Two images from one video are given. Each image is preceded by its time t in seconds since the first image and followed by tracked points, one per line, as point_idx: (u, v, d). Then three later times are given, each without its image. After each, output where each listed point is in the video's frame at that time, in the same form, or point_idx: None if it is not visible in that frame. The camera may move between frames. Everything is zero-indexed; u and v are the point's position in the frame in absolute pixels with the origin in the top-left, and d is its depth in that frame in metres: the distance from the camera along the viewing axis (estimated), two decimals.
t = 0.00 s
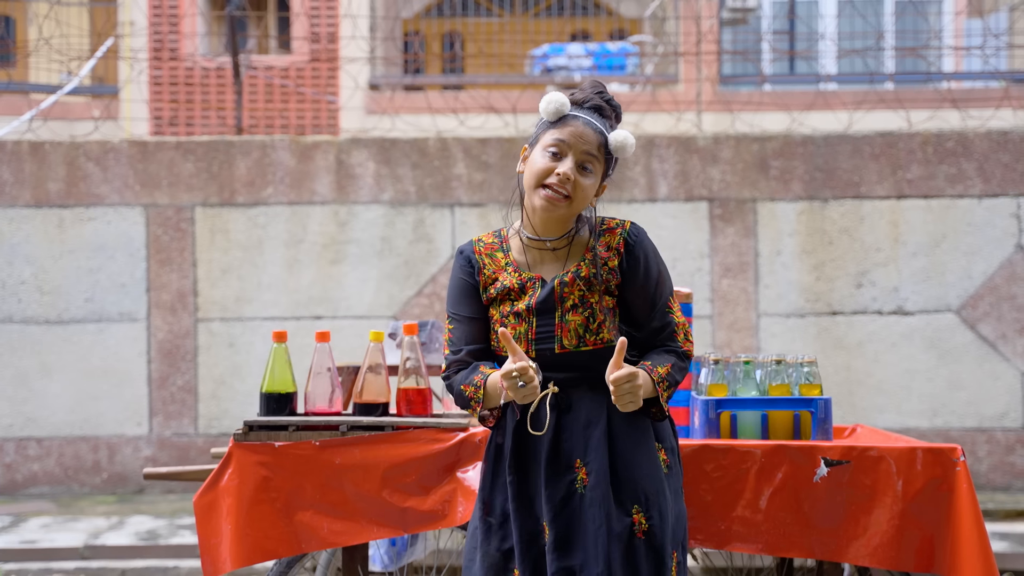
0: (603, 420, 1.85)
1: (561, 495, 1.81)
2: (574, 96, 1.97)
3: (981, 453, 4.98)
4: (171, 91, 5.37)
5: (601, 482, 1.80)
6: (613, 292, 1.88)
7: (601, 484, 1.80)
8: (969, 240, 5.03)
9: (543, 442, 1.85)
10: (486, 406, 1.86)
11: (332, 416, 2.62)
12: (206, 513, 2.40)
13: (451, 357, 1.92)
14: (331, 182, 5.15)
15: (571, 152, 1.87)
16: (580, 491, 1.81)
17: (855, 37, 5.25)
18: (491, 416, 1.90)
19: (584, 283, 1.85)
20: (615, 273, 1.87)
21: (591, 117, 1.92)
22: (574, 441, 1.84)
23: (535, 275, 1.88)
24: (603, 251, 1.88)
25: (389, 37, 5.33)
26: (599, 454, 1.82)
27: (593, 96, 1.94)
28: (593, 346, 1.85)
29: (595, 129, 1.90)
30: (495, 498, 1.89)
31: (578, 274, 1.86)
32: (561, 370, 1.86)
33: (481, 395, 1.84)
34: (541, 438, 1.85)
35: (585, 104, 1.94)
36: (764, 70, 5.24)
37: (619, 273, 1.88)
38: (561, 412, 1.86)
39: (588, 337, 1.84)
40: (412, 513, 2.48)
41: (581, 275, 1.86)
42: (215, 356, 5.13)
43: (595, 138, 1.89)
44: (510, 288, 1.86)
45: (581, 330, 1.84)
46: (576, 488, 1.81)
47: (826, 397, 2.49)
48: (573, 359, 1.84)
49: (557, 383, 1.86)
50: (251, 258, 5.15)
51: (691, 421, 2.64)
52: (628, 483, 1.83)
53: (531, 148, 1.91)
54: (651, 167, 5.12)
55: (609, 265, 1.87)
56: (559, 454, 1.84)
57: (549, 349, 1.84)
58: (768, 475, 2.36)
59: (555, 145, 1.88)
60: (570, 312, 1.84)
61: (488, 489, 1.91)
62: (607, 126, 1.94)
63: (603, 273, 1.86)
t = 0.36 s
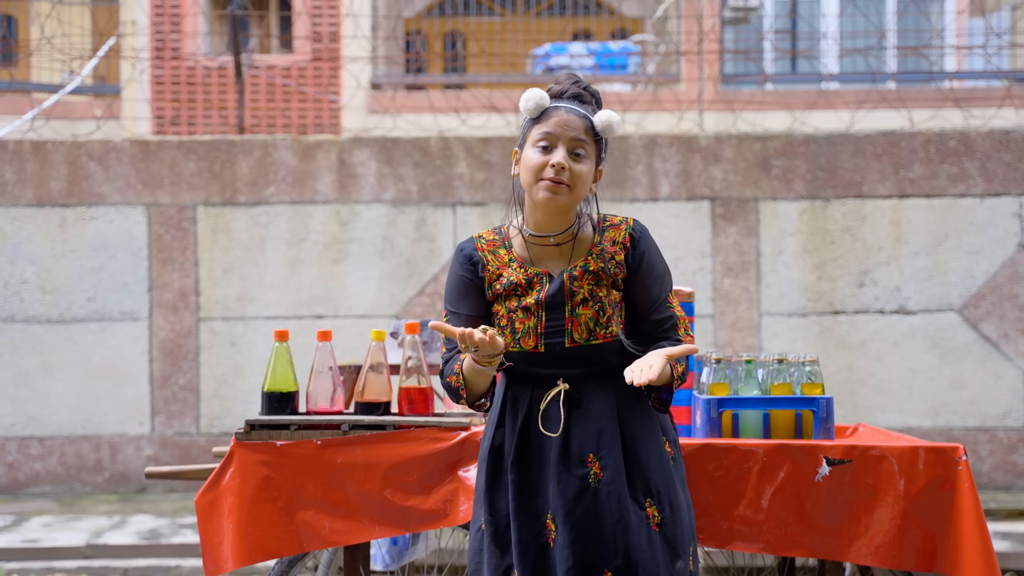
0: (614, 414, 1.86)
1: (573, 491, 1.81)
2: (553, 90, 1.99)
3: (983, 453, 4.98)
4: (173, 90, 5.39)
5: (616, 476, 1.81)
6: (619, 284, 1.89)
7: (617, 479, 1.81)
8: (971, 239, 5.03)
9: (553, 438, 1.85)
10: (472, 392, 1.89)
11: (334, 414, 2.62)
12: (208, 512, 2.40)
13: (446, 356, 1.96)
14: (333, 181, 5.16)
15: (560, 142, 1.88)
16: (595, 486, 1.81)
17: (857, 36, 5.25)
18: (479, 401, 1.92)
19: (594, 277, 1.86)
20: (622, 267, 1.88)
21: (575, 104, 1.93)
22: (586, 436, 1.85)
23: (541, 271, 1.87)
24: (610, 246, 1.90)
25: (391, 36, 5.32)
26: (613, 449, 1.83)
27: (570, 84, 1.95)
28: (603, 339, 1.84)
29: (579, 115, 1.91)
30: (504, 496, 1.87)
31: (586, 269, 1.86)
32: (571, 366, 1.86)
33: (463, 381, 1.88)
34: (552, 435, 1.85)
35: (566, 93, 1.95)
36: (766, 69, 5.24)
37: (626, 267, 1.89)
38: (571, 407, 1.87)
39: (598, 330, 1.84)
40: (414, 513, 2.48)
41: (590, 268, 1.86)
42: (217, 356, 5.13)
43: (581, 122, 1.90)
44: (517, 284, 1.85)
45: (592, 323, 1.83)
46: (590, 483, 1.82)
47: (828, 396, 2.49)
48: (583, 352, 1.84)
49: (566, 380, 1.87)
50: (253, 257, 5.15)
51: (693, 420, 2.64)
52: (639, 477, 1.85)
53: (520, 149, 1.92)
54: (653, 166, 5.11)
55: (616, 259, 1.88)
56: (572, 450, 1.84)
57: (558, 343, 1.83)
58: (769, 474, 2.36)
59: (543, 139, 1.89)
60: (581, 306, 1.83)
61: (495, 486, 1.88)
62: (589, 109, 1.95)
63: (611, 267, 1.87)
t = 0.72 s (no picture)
0: (618, 411, 1.86)
1: (579, 488, 1.81)
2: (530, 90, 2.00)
3: (984, 453, 4.97)
4: (174, 90, 5.39)
5: (621, 473, 1.82)
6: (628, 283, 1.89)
7: (622, 475, 1.82)
8: (972, 239, 5.03)
9: (557, 435, 1.84)
10: (479, 378, 1.85)
11: (334, 414, 2.62)
12: (208, 512, 2.40)
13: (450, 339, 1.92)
14: (334, 181, 5.16)
15: (551, 135, 1.89)
16: (600, 483, 1.82)
17: (857, 36, 5.25)
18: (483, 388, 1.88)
19: (605, 272, 1.86)
20: (633, 266, 1.88)
21: (554, 94, 1.94)
22: (590, 433, 1.85)
23: (553, 261, 1.89)
24: (622, 244, 1.90)
25: (391, 36, 5.33)
26: (617, 446, 1.83)
27: (543, 79, 1.97)
28: (608, 334, 1.85)
29: (559, 103, 1.92)
30: (504, 492, 1.86)
31: (598, 263, 1.87)
32: (575, 359, 1.86)
33: (470, 365, 1.83)
34: (555, 432, 1.85)
35: (542, 87, 1.96)
36: (766, 69, 5.24)
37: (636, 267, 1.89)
38: (574, 403, 1.86)
39: (605, 324, 1.85)
40: (415, 512, 2.48)
41: (603, 263, 1.87)
42: (217, 355, 5.13)
43: (564, 109, 1.90)
44: (529, 271, 1.87)
45: (600, 316, 1.84)
46: (595, 480, 1.82)
47: (828, 395, 2.49)
48: (589, 344, 1.85)
49: (568, 377, 1.87)
50: (253, 257, 5.16)
51: (693, 420, 2.64)
52: (642, 473, 1.86)
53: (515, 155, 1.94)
54: (653, 165, 5.11)
55: (628, 258, 1.89)
56: (576, 446, 1.84)
57: (564, 333, 1.84)
58: (770, 474, 2.36)
59: (533, 138, 1.90)
60: (590, 299, 1.84)
61: (495, 482, 1.88)
62: (567, 94, 1.95)
63: (623, 264, 1.88)
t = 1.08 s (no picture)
0: (610, 410, 1.87)
1: (567, 483, 1.81)
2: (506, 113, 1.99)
3: (984, 453, 4.97)
4: (174, 90, 5.39)
5: (610, 472, 1.81)
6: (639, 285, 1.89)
7: (611, 474, 1.81)
8: (972, 239, 5.03)
9: (549, 431, 1.85)
10: (499, 341, 1.82)
11: (334, 414, 2.62)
12: (208, 512, 2.40)
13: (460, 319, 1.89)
14: (334, 181, 5.16)
15: (539, 150, 1.88)
16: (588, 481, 1.81)
17: (858, 36, 5.25)
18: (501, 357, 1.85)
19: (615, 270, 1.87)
20: (643, 269, 1.88)
21: (529, 109, 1.93)
22: (582, 430, 1.85)
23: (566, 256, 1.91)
24: (637, 246, 1.90)
25: (391, 36, 5.34)
26: (608, 445, 1.83)
27: (514, 97, 1.96)
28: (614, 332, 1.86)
29: (533, 118, 1.90)
30: (495, 485, 1.87)
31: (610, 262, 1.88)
32: (576, 353, 1.86)
33: (493, 323, 1.80)
34: (547, 427, 1.85)
35: (514, 107, 1.96)
36: (767, 69, 5.24)
37: (647, 269, 1.89)
38: (568, 400, 1.87)
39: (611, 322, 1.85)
40: (415, 512, 2.48)
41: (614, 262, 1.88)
42: (218, 355, 5.13)
43: (541, 122, 1.89)
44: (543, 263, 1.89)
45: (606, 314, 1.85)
46: (584, 477, 1.82)
47: (828, 396, 2.49)
48: (594, 341, 1.86)
49: (565, 371, 1.88)
50: (254, 257, 5.16)
51: (693, 420, 2.63)
52: (631, 477, 1.84)
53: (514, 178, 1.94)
54: (653, 165, 5.11)
55: (641, 260, 1.89)
56: (567, 443, 1.84)
57: (569, 327, 1.85)
58: (770, 474, 2.36)
59: (523, 160, 1.90)
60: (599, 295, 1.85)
61: (486, 474, 1.89)
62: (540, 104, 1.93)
63: (635, 266, 1.88)
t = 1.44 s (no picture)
0: (603, 412, 1.86)
1: (556, 483, 1.81)
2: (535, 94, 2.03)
3: (981, 452, 4.98)
4: (172, 89, 5.39)
5: (599, 472, 1.82)
6: (620, 276, 1.89)
7: (599, 475, 1.82)
8: (970, 239, 5.03)
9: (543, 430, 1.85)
10: (486, 364, 1.84)
11: (332, 414, 2.62)
12: (206, 513, 2.40)
13: (453, 332, 1.91)
14: (332, 181, 5.16)
15: (549, 123, 1.90)
16: (578, 481, 1.82)
17: (856, 37, 5.27)
18: (488, 379, 1.88)
19: (595, 264, 1.87)
20: (620, 258, 1.87)
21: (557, 91, 1.96)
22: (573, 430, 1.85)
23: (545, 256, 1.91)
24: (613, 237, 1.89)
25: (390, 36, 5.34)
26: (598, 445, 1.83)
27: (550, 82, 2.00)
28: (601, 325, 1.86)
29: (560, 98, 1.94)
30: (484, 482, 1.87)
31: (588, 256, 1.88)
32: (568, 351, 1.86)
33: (479, 348, 1.82)
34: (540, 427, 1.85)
35: (547, 88, 1.99)
36: (765, 68, 5.25)
37: (626, 257, 1.88)
38: (562, 400, 1.87)
39: (597, 316, 1.86)
40: (412, 512, 2.49)
41: (592, 256, 1.87)
42: (216, 355, 5.13)
43: (565, 104, 1.92)
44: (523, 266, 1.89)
45: (591, 308, 1.86)
46: (573, 476, 1.82)
47: (825, 395, 2.49)
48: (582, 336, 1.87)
49: (561, 371, 1.87)
50: (252, 256, 5.16)
51: (690, 420, 2.64)
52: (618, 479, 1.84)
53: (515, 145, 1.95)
54: (652, 165, 5.12)
55: (618, 250, 1.88)
56: (557, 442, 1.84)
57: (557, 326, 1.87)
58: (767, 474, 2.36)
59: (532, 127, 1.91)
60: (581, 292, 1.86)
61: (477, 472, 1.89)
62: (568, 94, 1.97)
63: (613, 256, 1.87)
